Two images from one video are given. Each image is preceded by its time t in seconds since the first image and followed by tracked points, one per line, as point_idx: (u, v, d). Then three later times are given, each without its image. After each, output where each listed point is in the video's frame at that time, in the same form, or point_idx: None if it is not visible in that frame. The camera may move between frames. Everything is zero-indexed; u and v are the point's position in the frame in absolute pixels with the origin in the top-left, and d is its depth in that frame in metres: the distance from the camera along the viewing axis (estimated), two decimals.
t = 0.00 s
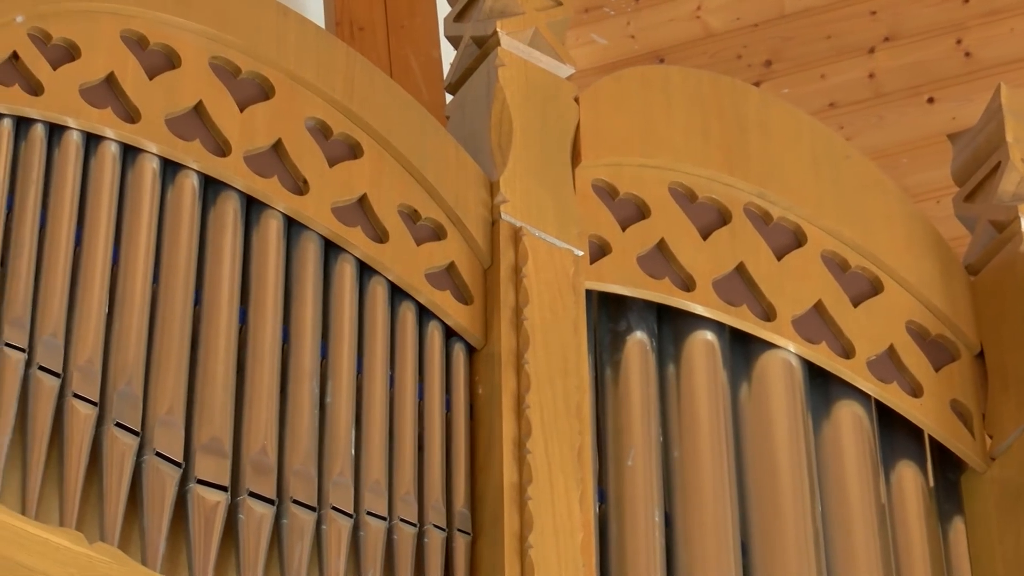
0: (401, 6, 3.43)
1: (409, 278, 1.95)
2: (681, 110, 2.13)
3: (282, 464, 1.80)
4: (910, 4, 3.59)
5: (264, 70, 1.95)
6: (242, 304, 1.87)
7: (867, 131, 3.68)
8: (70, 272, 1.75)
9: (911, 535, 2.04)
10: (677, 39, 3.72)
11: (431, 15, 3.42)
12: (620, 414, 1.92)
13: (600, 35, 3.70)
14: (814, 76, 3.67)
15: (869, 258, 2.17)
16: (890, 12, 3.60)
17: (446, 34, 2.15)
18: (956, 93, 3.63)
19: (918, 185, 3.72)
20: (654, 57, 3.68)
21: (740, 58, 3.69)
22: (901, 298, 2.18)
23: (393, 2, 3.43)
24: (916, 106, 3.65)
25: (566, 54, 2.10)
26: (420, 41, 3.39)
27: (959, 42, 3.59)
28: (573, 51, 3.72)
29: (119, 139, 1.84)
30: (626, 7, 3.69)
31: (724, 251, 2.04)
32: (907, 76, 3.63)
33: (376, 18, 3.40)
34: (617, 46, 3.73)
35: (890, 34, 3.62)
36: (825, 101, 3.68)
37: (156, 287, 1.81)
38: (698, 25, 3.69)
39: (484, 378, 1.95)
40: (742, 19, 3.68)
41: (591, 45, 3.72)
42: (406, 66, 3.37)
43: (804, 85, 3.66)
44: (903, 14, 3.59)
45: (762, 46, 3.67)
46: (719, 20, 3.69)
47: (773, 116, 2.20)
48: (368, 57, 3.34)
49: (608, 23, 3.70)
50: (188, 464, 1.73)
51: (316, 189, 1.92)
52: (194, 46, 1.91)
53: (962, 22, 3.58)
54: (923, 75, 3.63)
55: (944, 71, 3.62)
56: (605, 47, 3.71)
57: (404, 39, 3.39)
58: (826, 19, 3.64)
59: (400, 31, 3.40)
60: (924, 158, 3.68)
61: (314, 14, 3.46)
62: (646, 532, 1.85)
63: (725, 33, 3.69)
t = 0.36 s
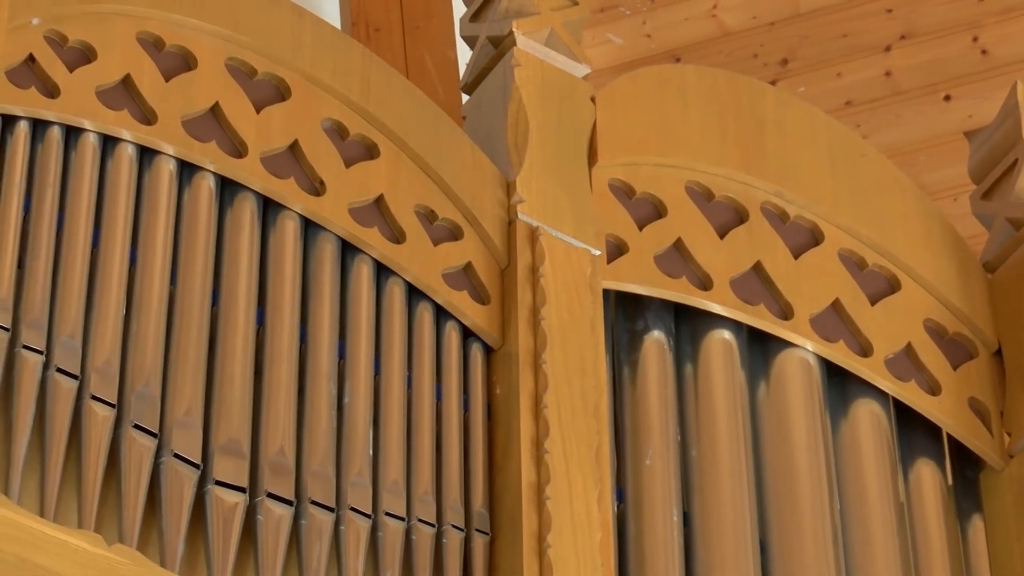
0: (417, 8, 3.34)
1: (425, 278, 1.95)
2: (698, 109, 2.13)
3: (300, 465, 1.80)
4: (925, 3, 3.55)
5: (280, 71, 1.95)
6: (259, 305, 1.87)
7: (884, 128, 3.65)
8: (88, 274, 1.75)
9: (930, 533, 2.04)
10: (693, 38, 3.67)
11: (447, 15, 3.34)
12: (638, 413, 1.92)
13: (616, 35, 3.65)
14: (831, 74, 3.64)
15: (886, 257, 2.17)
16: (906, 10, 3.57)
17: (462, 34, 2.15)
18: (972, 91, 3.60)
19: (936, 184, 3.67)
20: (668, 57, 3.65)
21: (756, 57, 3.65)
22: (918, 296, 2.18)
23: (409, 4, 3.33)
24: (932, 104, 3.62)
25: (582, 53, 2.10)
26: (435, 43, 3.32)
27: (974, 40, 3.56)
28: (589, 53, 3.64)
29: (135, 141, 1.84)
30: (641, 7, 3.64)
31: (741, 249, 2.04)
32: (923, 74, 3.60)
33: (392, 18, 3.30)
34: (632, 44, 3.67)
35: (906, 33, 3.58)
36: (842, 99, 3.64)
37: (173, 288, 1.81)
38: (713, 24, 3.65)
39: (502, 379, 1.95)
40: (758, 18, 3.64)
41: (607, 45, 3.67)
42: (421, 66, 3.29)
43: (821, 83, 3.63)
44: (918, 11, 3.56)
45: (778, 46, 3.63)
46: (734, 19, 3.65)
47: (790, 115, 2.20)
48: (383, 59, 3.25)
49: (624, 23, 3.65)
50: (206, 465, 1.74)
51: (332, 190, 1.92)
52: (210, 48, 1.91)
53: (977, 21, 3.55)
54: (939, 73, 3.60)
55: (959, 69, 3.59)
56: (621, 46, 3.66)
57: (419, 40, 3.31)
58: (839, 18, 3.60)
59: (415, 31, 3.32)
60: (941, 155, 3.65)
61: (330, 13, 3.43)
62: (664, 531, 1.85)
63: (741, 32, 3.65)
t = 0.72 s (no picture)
0: (435, 7, 3.42)
1: (445, 279, 1.95)
2: (717, 108, 2.13)
3: (322, 466, 1.80)
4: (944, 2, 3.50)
5: (299, 73, 1.95)
6: (280, 307, 1.87)
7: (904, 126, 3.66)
8: (108, 277, 1.75)
9: (952, 531, 2.04)
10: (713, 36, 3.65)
11: (466, 15, 3.42)
12: (659, 412, 1.92)
13: (635, 34, 3.65)
14: (850, 72, 3.62)
15: (906, 255, 2.17)
16: (925, 7, 3.52)
17: (481, 33, 2.15)
18: (992, 88, 3.58)
19: (955, 180, 3.71)
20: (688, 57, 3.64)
21: (775, 56, 3.64)
22: (939, 293, 2.17)
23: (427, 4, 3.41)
24: (951, 101, 3.61)
25: (601, 53, 2.10)
26: (455, 43, 3.40)
27: (994, 37, 3.52)
28: (608, 52, 3.66)
29: (155, 143, 1.84)
30: (660, 5, 3.61)
31: (761, 248, 2.04)
32: (942, 72, 3.58)
33: (410, 19, 3.37)
34: (652, 43, 3.66)
35: (925, 30, 3.54)
36: (861, 97, 3.64)
37: (194, 291, 1.81)
38: (732, 22, 3.62)
39: (523, 378, 1.95)
40: (778, 16, 3.60)
41: (626, 44, 3.66)
42: (441, 68, 3.36)
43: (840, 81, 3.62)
44: (938, 9, 3.51)
45: (797, 43, 3.61)
46: (754, 17, 3.61)
47: (809, 113, 2.20)
48: (404, 58, 3.31)
49: (643, 22, 3.63)
50: (228, 467, 1.74)
51: (353, 191, 1.92)
52: (229, 50, 1.91)
53: (997, 18, 3.50)
54: (958, 71, 3.57)
55: (980, 66, 3.55)
56: (640, 45, 3.65)
57: (439, 40, 3.39)
58: (858, 16, 3.56)
59: (434, 31, 3.40)
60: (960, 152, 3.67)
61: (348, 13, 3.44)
62: (686, 530, 1.85)
63: (760, 30, 3.62)
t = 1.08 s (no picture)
0: (454, 6, 3.33)
1: (466, 278, 1.95)
2: (737, 107, 2.13)
3: (343, 467, 1.80)
4: None
5: (319, 74, 1.95)
6: (300, 308, 1.87)
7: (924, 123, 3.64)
8: (129, 280, 1.76)
9: (975, 528, 2.03)
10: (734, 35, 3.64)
11: (486, 15, 3.33)
12: (680, 410, 1.92)
13: (654, 34, 3.65)
14: (869, 70, 3.60)
15: (927, 252, 2.17)
16: (945, 5, 3.49)
17: (501, 33, 2.15)
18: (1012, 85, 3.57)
19: (975, 178, 3.72)
20: (705, 56, 3.64)
21: (795, 54, 3.63)
22: (960, 291, 2.17)
23: (447, 4, 3.32)
24: (972, 99, 3.59)
25: (620, 52, 2.10)
26: (475, 43, 3.30)
27: (1014, 34, 3.50)
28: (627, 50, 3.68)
29: (175, 145, 1.84)
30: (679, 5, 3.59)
31: (781, 246, 2.04)
32: (963, 69, 3.56)
33: (430, 21, 3.28)
34: (671, 43, 3.66)
35: (945, 28, 3.52)
36: (882, 96, 3.63)
37: (214, 292, 1.82)
38: (752, 21, 3.60)
39: (543, 378, 1.95)
40: (797, 14, 3.58)
41: (645, 43, 3.68)
42: (460, 67, 3.28)
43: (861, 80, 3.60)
44: (957, 7, 3.49)
45: (817, 41, 3.59)
46: (774, 15, 3.59)
47: (829, 111, 2.20)
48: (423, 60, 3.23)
49: (662, 22, 3.62)
50: (250, 468, 1.74)
51: (373, 192, 1.92)
52: (248, 51, 1.91)
53: (1017, 15, 3.47)
54: (979, 68, 3.55)
55: (1000, 62, 3.54)
56: (660, 45, 3.66)
57: (459, 40, 3.30)
58: (878, 13, 3.54)
59: (455, 32, 3.31)
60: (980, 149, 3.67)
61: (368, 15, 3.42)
62: (708, 528, 1.85)
63: (780, 29, 3.60)
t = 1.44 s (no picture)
0: (473, 8, 3.37)
1: (486, 279, 1.95)
2: (756, 105, 2.13)
3: (365, 468, 1.80)
4: None
5: (338, 75, 1.95)
6: (321, 309, 1.87)
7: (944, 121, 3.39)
8: (149, 282, 1.76)
9: (996, 525, 2.03)
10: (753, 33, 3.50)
11: (504, 16, 3.37)
12: (701, 409, 1.92)
13: (673, 32, 3.52)
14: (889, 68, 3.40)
15: (947, 249, 2.17)
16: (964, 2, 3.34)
17: (518, 33, 2.15)
18: None
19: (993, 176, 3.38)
20: (726, 53, 3.47)
21: (813, 53, 3.45)
22: (981, 288, 2.17)
23: (466, 6, 3.35)
24: (992, 97, 3.34)
25: (639, 52, 2.11)
26: (493, 44, 3.33)
27: None
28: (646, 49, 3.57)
29: (194, 147, 1.84)
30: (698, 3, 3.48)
31: (802, 245, 2.04)
32: (982, 65, 3.34)
33: (448, 21, 3.31)
34: (691, 42, 3.52)
35: (965, 25, 3.34)
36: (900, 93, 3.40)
37: (234, 294, 1.82)
38: (771, 20, 3.46)
39: (564, 378, 1.95)
40: (815, 12, 3.43)
41: (664, 42, 3.55)
42: (479, 68, 3.29)
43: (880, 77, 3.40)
44: (976, 4, 3.33)
45: (836, 39, 3.42)
46: (792, 15, 3.45)
47: (848, 109, 2.20)
48: (442, 60, 3.22)
49: (682, 20, 3.50)
50: (271, 469, 1.74)
51: (392, 193, 1.92)
52: (267, 53, 1.91)
53: None
54: (1001, 64, 3.33)
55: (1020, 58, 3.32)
56: (679, 44, 3.53)
57: (477, 41, 3.32)
58: (896, 10, 3.38)
59: (473, 32, 3.33)
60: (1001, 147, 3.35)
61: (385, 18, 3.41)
62: (730, 527, 1.85)
63: (798, 28, 3.45)
